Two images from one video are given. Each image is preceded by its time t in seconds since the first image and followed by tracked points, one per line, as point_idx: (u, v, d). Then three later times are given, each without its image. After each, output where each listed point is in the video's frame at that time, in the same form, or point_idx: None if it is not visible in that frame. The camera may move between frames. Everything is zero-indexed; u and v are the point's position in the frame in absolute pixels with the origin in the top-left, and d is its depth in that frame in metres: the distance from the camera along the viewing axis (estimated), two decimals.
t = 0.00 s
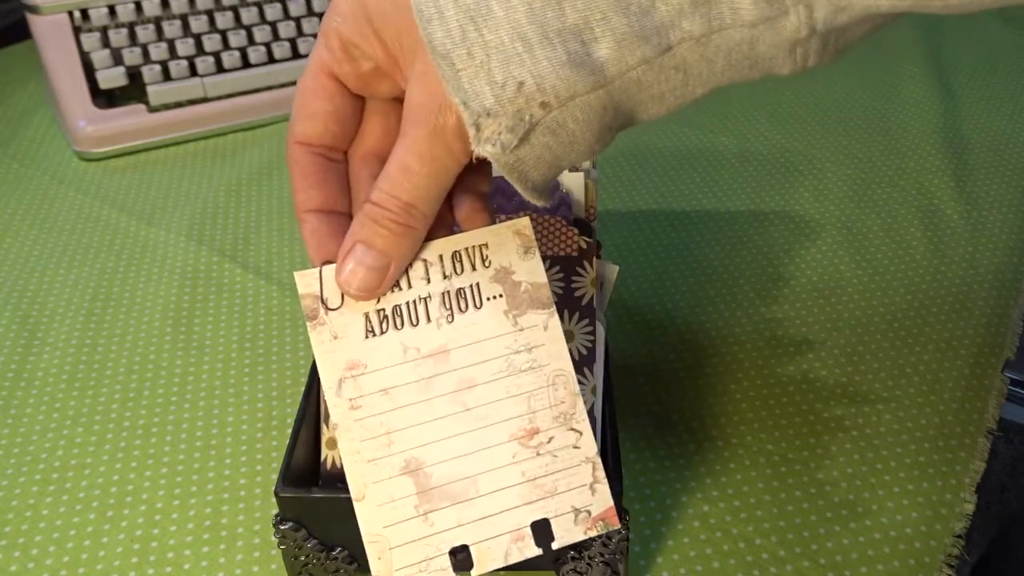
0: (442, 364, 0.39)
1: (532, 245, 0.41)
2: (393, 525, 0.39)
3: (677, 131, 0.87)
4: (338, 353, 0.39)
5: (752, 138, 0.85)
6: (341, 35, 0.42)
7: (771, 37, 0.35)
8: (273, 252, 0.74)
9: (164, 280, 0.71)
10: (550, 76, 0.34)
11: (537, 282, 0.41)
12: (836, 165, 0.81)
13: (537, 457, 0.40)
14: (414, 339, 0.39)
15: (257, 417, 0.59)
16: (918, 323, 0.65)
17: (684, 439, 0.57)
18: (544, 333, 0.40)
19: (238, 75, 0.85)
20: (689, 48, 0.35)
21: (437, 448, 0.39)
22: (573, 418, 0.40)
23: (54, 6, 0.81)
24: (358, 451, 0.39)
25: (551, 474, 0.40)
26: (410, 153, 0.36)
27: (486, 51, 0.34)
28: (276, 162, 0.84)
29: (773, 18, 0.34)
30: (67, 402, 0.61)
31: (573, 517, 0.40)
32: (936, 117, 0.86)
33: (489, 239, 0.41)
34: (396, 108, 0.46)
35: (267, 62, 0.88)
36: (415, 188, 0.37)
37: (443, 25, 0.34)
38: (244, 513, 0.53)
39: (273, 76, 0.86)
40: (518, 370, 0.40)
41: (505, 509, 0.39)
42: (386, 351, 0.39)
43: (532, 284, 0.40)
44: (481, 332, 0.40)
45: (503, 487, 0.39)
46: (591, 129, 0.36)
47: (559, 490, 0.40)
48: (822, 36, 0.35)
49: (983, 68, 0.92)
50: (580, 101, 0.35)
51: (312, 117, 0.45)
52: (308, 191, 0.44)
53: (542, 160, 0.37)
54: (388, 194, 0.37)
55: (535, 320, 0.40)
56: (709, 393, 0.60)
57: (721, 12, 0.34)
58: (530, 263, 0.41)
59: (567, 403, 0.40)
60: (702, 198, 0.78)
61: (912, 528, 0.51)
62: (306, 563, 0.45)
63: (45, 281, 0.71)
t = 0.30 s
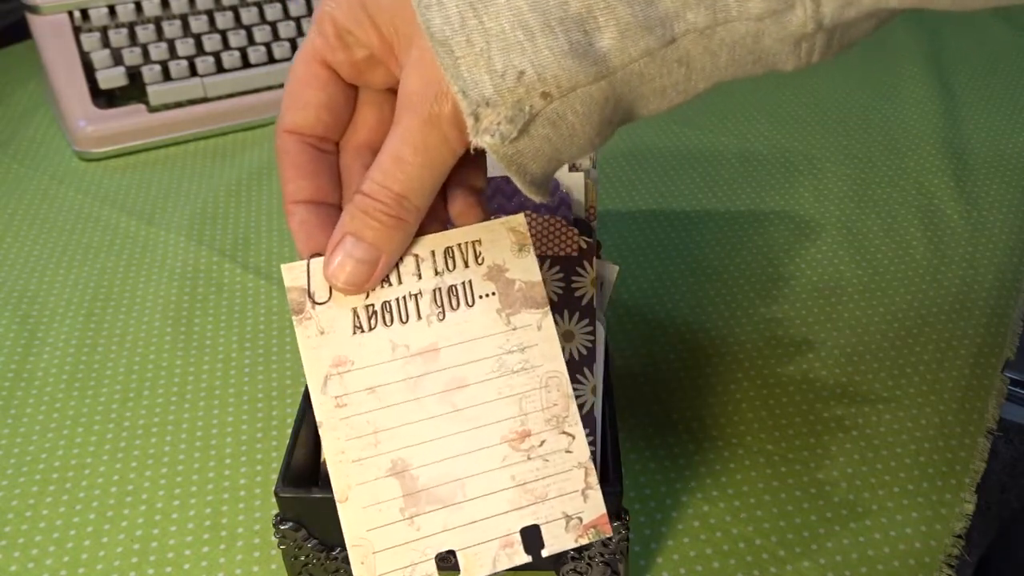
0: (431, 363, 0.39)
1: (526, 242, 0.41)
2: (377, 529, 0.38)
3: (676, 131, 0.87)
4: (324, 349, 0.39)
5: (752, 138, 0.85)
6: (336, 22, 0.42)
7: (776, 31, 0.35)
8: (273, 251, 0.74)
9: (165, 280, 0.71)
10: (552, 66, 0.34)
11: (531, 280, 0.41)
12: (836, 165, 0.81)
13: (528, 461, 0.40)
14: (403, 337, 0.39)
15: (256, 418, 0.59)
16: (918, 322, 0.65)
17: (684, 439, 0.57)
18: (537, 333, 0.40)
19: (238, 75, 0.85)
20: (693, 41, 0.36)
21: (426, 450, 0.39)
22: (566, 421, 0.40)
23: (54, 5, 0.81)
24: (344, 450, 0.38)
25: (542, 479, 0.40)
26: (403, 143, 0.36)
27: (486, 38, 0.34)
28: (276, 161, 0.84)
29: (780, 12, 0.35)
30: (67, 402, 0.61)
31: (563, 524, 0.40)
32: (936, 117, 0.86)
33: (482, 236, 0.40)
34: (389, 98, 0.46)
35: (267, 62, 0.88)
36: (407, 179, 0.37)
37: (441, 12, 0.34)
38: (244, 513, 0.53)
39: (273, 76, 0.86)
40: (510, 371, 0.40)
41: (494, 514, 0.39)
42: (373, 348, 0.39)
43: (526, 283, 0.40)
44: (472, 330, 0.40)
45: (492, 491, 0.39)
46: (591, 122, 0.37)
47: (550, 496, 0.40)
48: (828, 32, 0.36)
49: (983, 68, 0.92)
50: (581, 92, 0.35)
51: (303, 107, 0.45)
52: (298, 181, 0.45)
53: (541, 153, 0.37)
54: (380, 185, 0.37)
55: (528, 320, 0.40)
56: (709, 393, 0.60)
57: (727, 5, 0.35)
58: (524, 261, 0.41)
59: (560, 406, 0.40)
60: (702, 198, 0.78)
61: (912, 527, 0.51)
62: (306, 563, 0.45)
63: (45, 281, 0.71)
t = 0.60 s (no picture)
0: (436, 356, 0.39)
1: (534, 239, 0.41)
2: (376, 520, 0.38)
3: (677, 130, 0.87)
4: (329, 338, 0.39)
5: (752, 138, 0.85)
6: (351, 13, 0.42)
7: (790, 30, 0.36)
8: (274, 251, 0.74)
9: (164, 280, 0.71)
10: (567, 58, 0.34)
11: (538, 277, 0.41)
12: (836, 165, 0.81)
13: (531, 457, 0.40)
14: (408, 329, 0.39)
15: (256, 418, 0.59)
16: (918, 322, 0.65)
17: (684, 439, 0.57)
18: (542, 330, 0.40)
19: (237, 75, 0.85)
20: (708, 37, 0.36)
21: (428, 444, 0.39)
22: (569, 418, 0.40)
23: (54, 6, 0.81)
24: (345, 441, 0.38)
25: (544, 476, 0.40)
26: (415, 133, 0.36)
27: (502, 29, 0.34)
28: (276, 161, 0.84)
29: (794, 10, 0.35)
30: (67, 402, 0.61)
31: (564, 521, 0.40)
32: (936, 117, 0.86)
33: (490, 231, 0.40)
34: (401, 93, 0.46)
35: (267, 62, 0.88)
36: (418, 170, 0.37)
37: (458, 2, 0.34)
38: (244, 513, 0.53)
39: (273, 75, 0.86)
40: (514, 367, 0.40)
41: (495, 509, 0.39)
42: (379, 339, 0.39)
43: (533, 280, 0.40)
44: (478, 325, 0.40)
45: (494, 486, 0.39)
46: (603, 116, 0.36)
47: (552, 493, 0.40)
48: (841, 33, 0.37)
49: (983, 68, 0.92)
50: (595, 86, 0.35)
51: (315, 97, 0.45)
52: (307, 172, 0.44)
53: (552, 146, 0.36)
54: (390, 175, 0.37)
55: (534, 316, 0.40)
56: (709, 393, 0.60)
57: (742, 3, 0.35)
58: (532, 258, 0.41)
59: (564, 403, 0.40)
60: (702, 198, 0.78)
61: (912, 527, 0.51)
62: (306, 563, 0.45)
63: (45, 281, 0.71)
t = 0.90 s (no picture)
0: (426, 347, 0.39)
1: (529, 234, 0.40)
2: (359, 508, 0.39)
3: (676, 130, 0.87)
4: (320, 325, 0.39)
5: (751, 138, 0.85)
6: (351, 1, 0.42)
7: (792, 26, 0.36)
8: (273, 251, 0.74)
9: (164, 280, 0.71)
10: (572, 56, 0.34)
11: (531, 272, 0.40)
12: (836, 165, 0.81)
13: (517, 450, 0.40)
14: (399, 319, 0.39)
15: (256, 417, 0.59)
16: (918, 322, 0.65)
17: (684, 439, 0.57)
18: (533, 324, 0.40)
19: (238, 76, 0.85)
20: (711, 34, 0.36)
21: (414, 434, 0.39)
22: (556, 414, 0.40)
23: (54, 6, 0.80)
24: (331, 428, 0.39)
25: (529, 470, 0.40)
26: (413, 122, 0.36)
27: (508, 27, 0.34)
28: (276, 161, 0.84)
29: (797, 7, 0.35)
30: (67, 402, 0.61)
31: (547, 517, 0.40)
32: (936, 117, 0.86)
33: (485, 223, 0.40)
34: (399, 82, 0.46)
35: (267, 62, 0.88)
36: (414, 158, 0.36)
37: None
38: (244, 513, 0.53)
39: (273, 75, 0.86)
40: (503, 360, 0.40)
41: (478, 501, 0.39)
42: (369, 327, 0.39)
43: (526, 274, 0.40)
44: (468, 317, 0.39)
45: (478, 478, 0.39)
46: (607, 112, 0.37)
47: (536, 488, 0.40)
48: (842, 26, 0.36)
49: (983, 67, 0.92)
50: (600, 82, 0.35)
51: (312, 83, 0.45)
52: (303, 159, 0.44)
53: (558, 142, 0.36)
54: (386, 163, 0.37)
55: (525, 311, 0.40)
56: (709, 393, 0.60)
57: None
58: (526, 252, 0.40)
59: (552, 399, 0.40)
60: (702, 198, 0.78)
61: (912, 528, 0.51)
62: (306, 563, 0.45)
63: (45, 281, 0.71)
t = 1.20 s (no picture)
0: (420, 343, 0.39)
1: (523, 228, 0.41)
2: (355, 509, 0.39)
3: (676, 130, 0.87)
4: (311, 323, 0.39)
5: (751, 138, 0.85)
6: None
7: (789, 16, 0.36)
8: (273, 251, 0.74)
9: (165, 280, 0.71)
10: (566, 46, 0.34)
11: (526, 267, 0.40)
12: (836, 165, 0.81)
13: (514, 449, 0.40)
14: (392, 316, 0.39)
15: (257, 417, 0.59)
16: (918, 322, 0.64)
17: (683, 439, 0.57)
18: (529, 320, 0.40)
19: (238, 75, 0.85)
20: (707, 24, 0.36)
21: (409, 433, 0.39)
22: (553, 411, 0.40)
23: (54, 5, 0.80)
24: (325, 427, 0.38)
25: (526, 468, 0.40)
26: (404, 114, 0.36)
27: (501, 17, 0.34)
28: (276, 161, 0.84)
29: None
30: (67, 402, 0.61)
31: (546, 515, 0.39)
32: (936, 117, 0.86)
33: (478, 218, 0.40)
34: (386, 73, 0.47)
35: (267, 62, 0.88)
36: (406, 151, 0.37)
37: None
38: (244, 513, 0.53)
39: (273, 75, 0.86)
40: (499, 357, 0.40)
41: (475, 500, 0.39)
42: (362, 325, 0.39)
43: (521, 269, 0.40)
44: (462, 313, 0.40)
45: (475, 478, 0.39)
46: (602, 104, 0.36)
47: (533, 486, 0.40)
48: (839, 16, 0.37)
49: (982, 67, 0.92)
50: (594, 73, 0.35)
51: (299, 75, 0.45)
52: (291, 151, 0.44)
53: (551, 134, 0.36)
54: (377, 156, 0.37)
55: (520, 306, 0.40)
56: (709, 393, 0.60)
57: None
58: (521, 247, 0.40)
59: (548, 395, 0.40)
60: (702, 198, 0.78)
61: (912, 527, 0.51)
62: (306, 563, 0.45)
63: (45, 281, 0.71)
